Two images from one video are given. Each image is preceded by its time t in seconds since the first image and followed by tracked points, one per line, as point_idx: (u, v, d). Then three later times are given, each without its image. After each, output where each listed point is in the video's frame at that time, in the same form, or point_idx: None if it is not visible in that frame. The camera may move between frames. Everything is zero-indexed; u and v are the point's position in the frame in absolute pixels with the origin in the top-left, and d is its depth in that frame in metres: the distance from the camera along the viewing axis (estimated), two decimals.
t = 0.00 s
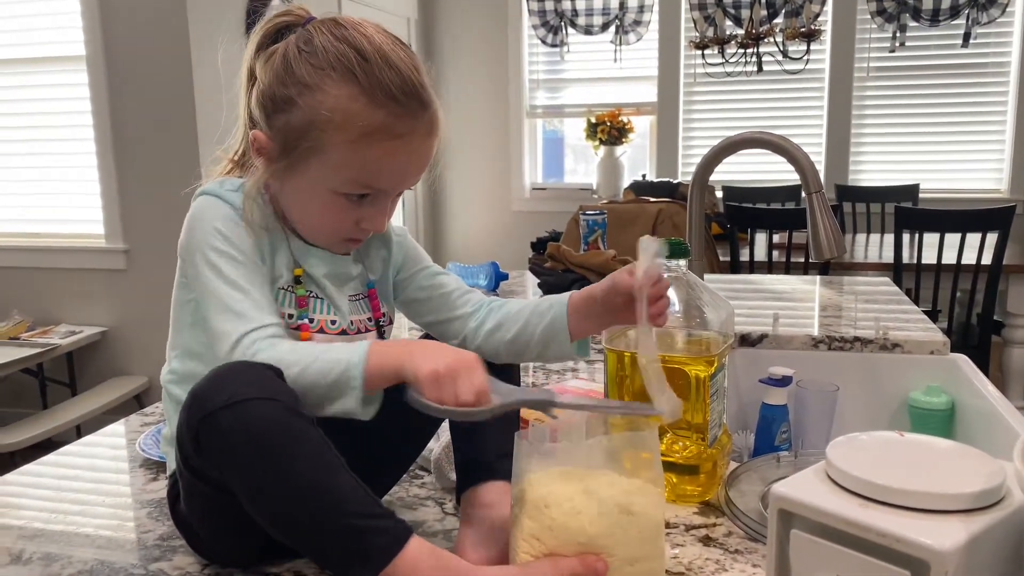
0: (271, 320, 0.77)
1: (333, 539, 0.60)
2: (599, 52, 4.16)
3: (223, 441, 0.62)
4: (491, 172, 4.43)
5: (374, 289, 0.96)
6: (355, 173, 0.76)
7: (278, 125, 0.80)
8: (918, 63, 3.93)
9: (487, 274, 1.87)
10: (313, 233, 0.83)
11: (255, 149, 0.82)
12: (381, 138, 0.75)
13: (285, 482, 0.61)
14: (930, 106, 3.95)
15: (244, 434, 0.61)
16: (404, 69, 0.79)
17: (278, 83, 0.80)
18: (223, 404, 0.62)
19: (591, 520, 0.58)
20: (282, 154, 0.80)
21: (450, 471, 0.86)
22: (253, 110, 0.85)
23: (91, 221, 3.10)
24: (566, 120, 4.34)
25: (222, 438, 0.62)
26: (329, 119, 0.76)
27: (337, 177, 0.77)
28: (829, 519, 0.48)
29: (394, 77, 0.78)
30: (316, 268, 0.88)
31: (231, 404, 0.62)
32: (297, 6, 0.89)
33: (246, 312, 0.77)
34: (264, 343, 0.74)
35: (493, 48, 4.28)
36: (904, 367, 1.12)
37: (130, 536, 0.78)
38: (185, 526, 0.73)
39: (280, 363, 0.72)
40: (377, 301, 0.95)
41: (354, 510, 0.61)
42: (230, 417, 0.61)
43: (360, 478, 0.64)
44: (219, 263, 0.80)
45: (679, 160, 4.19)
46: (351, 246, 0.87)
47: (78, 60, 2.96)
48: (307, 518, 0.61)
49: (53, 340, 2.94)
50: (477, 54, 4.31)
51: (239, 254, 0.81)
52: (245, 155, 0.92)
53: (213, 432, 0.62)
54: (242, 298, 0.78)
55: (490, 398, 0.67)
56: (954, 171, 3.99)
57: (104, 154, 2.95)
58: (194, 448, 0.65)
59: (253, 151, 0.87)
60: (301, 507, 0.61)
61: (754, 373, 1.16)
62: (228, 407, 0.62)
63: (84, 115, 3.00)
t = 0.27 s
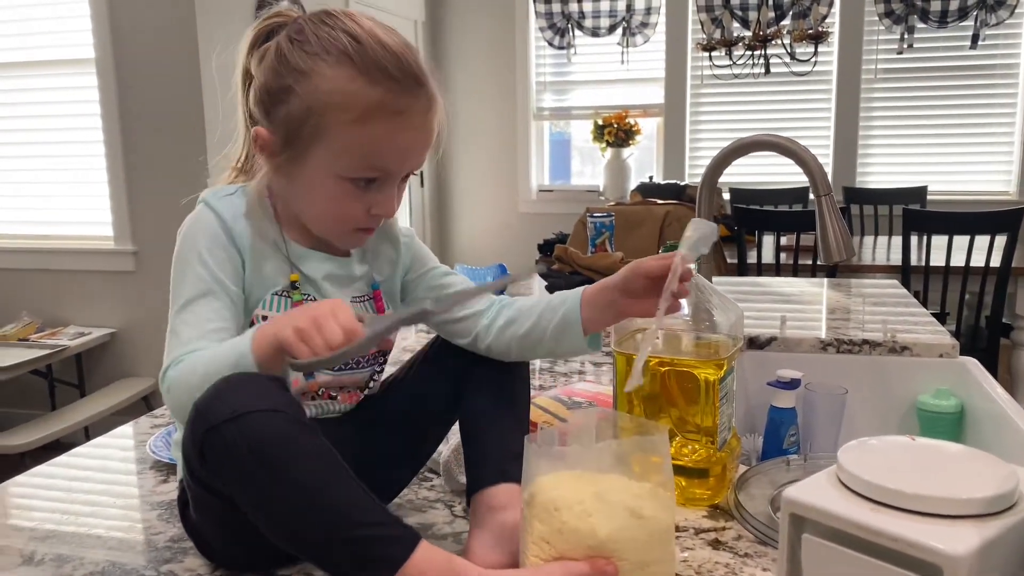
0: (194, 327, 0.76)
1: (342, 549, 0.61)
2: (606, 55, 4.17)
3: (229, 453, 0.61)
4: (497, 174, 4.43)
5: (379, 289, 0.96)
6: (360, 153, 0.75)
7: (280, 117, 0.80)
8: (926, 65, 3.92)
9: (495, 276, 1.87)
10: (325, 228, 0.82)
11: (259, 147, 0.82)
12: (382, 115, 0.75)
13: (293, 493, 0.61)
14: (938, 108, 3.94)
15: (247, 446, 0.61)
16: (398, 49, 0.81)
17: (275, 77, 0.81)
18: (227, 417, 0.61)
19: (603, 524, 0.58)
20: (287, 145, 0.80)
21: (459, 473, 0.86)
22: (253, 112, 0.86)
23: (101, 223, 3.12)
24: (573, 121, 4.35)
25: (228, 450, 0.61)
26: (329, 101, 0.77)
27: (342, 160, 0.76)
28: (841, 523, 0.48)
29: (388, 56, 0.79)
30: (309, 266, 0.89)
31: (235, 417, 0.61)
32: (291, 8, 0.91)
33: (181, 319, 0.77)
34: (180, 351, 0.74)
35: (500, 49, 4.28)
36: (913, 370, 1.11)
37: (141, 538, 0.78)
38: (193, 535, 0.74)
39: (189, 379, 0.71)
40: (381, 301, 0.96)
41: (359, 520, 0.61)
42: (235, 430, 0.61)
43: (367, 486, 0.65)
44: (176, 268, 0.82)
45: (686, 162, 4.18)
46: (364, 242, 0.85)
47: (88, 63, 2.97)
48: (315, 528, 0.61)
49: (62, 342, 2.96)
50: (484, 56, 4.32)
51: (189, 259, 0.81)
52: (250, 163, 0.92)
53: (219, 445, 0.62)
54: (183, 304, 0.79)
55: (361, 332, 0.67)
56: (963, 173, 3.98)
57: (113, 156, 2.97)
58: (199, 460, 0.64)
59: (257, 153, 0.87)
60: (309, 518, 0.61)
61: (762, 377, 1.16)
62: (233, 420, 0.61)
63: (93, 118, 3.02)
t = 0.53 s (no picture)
0: (182, 337, 0.74)
1: (360, 548, 0.61)
2: (615, 58, 4.17)
3: (251, 450, 0.62)
4: (505, 176, 4.43)
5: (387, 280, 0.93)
6: (366, 116, 0.76)
7: (278, 104, 0.81)
8: (936, 67, 3.91)
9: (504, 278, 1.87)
10: (344, 209, 0.81)
11: (262, 143, 0.83)
12: (379, 75, 0.77)
13: (314, 490, 0.61)
14: (947, 110, 3.92)
15: (271, 442, 0.61)
16: (376, 20, 0.84)
17: (265, 69, 0.82)
18: (251, 412, 0.62)
19: (616, 527, 0.58)
20: (290, 129, 0.81)
21: (471, 476, 0.86)
22: (247, 114, 0.87)
23: (111, 225, 3.14)
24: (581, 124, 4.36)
25: (250, 447, 0.62)
26: (324, 73, 0.78)
27: (350, 127, 0.77)
28: (858, 528, 0.48)
29: (369, 26, 0.82)
30: (313, 262, 0.88)
31: (260, 412, 0.62)
32: (263, 14, 0.93)
33: (173, 328, 0.75)
34: (168, 360, 0.72)
35: (509, 52, 4.29)
36: (924, 373, 1.11)
37: (155, 540, 0.78)
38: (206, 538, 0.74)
39: (175, 389, 0.70)
40: (388, 291, 0.92)
41: (379, 519, 0.62)
42: (260, 424, 0.61)
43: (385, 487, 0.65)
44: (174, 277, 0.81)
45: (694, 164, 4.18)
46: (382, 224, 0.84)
47: (99, 66, 2.99)
48: (335, 526, 0.61)
49: (73, 343, 2.97)
50: (492, 59, 4.33)
51: (185, 268, 0.80)
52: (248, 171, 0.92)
53: (242, 441, 0.62)
54: (176, 313, 0.77)
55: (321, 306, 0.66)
56: (972, 177, 3.97)
57: (123, 159, 2.99)
58: (218, 458, 0.64)
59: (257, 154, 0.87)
60: (330, 516, 0.61)
61: (773, 380, 1.15)
62: (258, 415, 0.62)
63: (104, 121, 3.04)
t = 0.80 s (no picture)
0: (191, 346, 0.74)
1: (386, 539, 0.61)
2: (624, 61, 4.18)
3: (271, 438, 0.61)
4: (514, 178, 4.44)
5: (384, 279, 0.95)
6: (346, 85, 0.77)
7: (261, 94, 0.83)
8: (946, 70, 3.90)
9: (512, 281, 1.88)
10: (342, 187, 0.80)
11: (253, 137, 0.84)
12: (349, 42, 0.79)
13: (338, 480, 0.61)
14: (958, 114, 3.91)
15: (293, 432, 0.61)
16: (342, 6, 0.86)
17: (243, 67, 0.85)
18: (276, 400, 0.62)
19: (627, 532, 0.58)
20: (276, 115, 0.81)
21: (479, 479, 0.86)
22: (234, 118, 0.88)
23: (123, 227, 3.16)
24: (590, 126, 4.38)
25: (271, 435, 0.61)
26: (298, 51, 0.80)
27: (333, 98, 0.77)
28: (871, 534, 0.48)
29: (337, 9, 0.84)
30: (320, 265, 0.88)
31: (284, 400, 0.62)
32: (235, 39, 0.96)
33: (181, 338, 0.75)
34: (179, 369, 0.72)
35: (517, 55, 4.29)
36: (935, 378, 1.10)
37: (165, 541, 0.79)
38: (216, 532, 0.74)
39: (184, 396, 0.70)
40: (387, 291, 0.94)
41: (397, 511, 0.62)
42: (281, 414, 0.61)
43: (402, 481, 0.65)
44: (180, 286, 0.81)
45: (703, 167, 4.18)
46: (386, 202, 0.83)
47: (111, 69, 3.02)
48: (360, 517, 0.61)
49: (83, 345, 2.99)
50: (501, 62, 4.34)
51: (191, 277, 0.80)
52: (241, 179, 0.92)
53: (263, 432, 0.62)
54: (183, 322, 0.77)
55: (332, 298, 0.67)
56: (983, 180, 3.95)
57: (134, 162, 3.01)
58: (240, 452, 0.64)
59: (249, 155, 0.88)
60: (355, 506, 0.61)
61: (783, 384, 1.15)
62: (282, 403, 0.62)
63: (115, 123, 3.06)
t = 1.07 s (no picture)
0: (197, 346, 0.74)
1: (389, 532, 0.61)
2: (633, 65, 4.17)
3: (302, 415, 0.63)
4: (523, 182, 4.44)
5: (386, 282, 0.95)
6: (317, 73, 0.78)
7: (242, 98, 0.84)
8: (958, 74, 3.88)
9: (521, 285, 1.88)
10: (328, 177, 0.79)
11: (241, 142, 0.85)
12: (318, 34, 0.79)
13: (350, 469, 0.62)
14: (970, 118, 3.89)
15: (316, 414, 0.63)
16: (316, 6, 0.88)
17: (228, 78, 0.87)
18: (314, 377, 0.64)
19: (634, 539, 0.58)
20: (256, 115, 0.82)
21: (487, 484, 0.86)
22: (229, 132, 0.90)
23: (134, 229, 3.18)
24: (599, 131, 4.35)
25: (303, 411, 0.63)
26: (269, 49, 0.81)
27: (307, 89, 0.78)
28: (879, 543, 0.48)
29: (313, 8, 0.86)
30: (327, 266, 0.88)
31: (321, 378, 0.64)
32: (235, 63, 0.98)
33: (187, 338, 0.76)
34: (185, 369, 0.73)
35: (527, 59, 4.30)
36: (945, 384, 1.10)
37: (174, 544, 0.79)
38: (228, 524, 0.74)
39: (191, 396, 0.71)
40: (388, 293, 0.94)
41: (413, 501, 0.62)
42: (308, 396, 0.63)
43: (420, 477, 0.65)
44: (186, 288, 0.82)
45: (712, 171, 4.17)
46: (377, 192, 0.81)
47: (122, 72, 3.04)
48: (367, 508, 0.61)
49: (94, 347, 3.01)
50: (510, 66, 4.34)
51: (198, 277, 0.80)
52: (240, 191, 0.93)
53: (296, 407, 0.63)
54: (191, 322, 0.77)
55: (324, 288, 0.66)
56: (995, 185, 3.92)
57: (144, 165, 3.02)
58: (267, 432, 0.66)
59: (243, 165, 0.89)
60: (367, 493, 0.61)
61: (792, 390, 1.14)
62: (319, 380, 0.64)
63: (127, 127, 3.08)
